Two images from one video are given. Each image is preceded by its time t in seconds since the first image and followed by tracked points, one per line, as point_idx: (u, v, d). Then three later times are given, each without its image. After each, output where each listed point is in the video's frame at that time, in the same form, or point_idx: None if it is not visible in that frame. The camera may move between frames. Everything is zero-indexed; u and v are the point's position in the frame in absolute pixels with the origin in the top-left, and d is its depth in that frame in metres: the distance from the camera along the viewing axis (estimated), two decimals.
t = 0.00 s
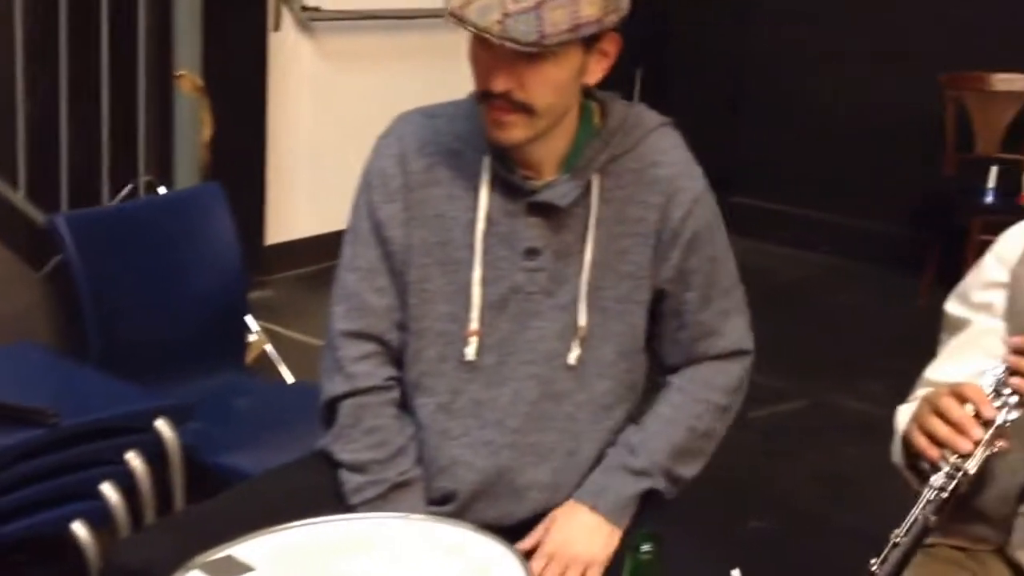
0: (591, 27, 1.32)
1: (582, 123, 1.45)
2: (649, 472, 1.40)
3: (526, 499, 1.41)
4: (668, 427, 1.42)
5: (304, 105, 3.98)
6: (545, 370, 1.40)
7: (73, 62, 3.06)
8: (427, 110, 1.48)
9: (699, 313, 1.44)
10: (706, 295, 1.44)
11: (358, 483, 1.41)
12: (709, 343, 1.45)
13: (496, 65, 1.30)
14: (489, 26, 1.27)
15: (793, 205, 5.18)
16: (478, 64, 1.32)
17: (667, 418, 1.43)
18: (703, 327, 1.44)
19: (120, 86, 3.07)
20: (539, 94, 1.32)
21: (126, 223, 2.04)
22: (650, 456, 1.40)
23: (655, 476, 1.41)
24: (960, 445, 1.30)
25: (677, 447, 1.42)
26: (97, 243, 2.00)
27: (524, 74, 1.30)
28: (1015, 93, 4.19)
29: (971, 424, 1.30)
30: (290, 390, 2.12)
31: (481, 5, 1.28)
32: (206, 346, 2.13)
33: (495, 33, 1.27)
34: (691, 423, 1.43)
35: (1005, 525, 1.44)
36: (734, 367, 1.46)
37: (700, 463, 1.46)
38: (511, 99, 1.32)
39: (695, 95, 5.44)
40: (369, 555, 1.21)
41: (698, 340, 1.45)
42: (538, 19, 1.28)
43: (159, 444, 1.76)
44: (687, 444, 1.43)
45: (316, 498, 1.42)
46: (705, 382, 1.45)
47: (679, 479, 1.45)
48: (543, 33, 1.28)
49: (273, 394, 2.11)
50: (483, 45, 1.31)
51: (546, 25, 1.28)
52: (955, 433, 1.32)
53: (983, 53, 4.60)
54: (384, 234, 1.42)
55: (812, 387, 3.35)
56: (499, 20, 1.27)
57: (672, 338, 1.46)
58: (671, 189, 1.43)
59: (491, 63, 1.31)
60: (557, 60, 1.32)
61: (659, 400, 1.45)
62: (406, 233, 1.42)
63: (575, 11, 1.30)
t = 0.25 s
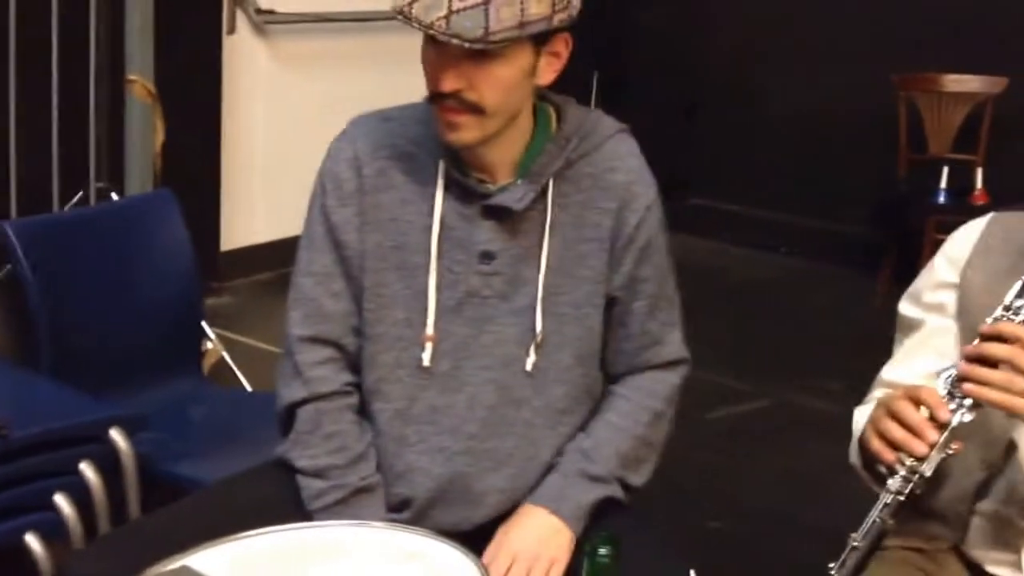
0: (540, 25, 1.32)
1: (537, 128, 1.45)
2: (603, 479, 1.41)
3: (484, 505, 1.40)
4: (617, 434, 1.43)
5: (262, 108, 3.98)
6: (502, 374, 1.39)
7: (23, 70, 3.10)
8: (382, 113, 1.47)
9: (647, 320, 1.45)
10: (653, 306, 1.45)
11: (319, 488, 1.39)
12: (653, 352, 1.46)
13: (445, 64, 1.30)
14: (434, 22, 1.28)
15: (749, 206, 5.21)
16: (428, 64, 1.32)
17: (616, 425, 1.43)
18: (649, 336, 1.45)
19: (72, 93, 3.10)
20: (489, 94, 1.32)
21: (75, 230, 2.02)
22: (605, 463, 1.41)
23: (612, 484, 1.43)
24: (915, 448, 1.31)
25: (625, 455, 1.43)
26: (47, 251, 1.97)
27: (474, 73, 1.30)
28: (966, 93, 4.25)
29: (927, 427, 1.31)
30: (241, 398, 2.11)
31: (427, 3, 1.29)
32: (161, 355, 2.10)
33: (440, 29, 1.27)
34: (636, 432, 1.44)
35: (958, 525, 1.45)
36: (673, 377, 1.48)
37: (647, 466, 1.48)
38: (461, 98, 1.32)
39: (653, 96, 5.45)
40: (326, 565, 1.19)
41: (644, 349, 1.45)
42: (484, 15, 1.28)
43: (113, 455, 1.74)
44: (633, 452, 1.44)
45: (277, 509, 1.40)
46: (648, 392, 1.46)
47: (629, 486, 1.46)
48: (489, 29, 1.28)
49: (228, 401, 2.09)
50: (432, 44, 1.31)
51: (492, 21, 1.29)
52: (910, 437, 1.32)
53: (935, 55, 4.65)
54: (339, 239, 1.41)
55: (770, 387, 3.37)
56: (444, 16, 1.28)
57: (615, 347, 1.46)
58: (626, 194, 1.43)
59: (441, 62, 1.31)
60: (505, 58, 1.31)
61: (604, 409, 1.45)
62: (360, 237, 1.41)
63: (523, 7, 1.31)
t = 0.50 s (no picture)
0: (499, 29, 1.31)
1: (493, 134, 1.44)
2: (573, 482, 1.41)
3: (447, 511, 1.39)
4: (590, 435, 1.43)
5: (220, 114, 3.98)
6: (462, 381, 1.39)
7: None
8: (337, 120, 1.46)
9: (613, 321, 1.45)
10: (621, 305, 1.45)
11: (277, 498, 1.38)
12: (625, 351, 1.46)
13: (407, 71, 1.29)
14: (396, 29, 1.25)
15: (710, 208, 5.25)
16: (387, 71, 1.31)
17: (591, 425, 1.44)
18: (620, 334, 1.45)
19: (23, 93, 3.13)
20: (450, 101, 1.31)
21: (28, 239, 1.98)
22: (575, 466, 1.40)
23: (581, 486, 1.42)
24: (862, 442, 1.32)
25: (598, 456, 1.43)
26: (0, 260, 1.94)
27: (436, 80, 1.30)
28: (922, 97, 4.29)
29: (874, 422, 1.32)
30: (202, 406, 2.09)
31: (387, 7, 1.26)
32: (118, 364, 2.08)
33: (402, 36, 1.25)
34: (611, 432, 1.44)
35: (924, 526, 1.45)
36: (653, 375, 1.47)
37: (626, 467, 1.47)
38: (422, 105, 1.31)
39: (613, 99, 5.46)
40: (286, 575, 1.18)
41: (615, 348, 1.46)
42: (445, 21, 1.26)
43: (70, 464, 1.72)
44: (608, 453, 1.44)
45: (233, 520, 1.38)
46: (624, 390, 1.45)
47: (602, 488, 1.45)
48: (450, 35, 1.27)
49: (187, 411, 2.07)
50: (392, 49, 1.29)
51: (453, 26, 1.27)
52: (858, 432, 1.33)
53: (893, 58, 4.69)
54: (296, 245, 1.40)
55: (731, 390, 3.39)
56: (406, 23, 1.25)
57: (588, 347, 1.47)
58: (585, 197, 1.43)
59: (400, 68, 1.29)
60: (465, 65, 1.31)
61: (577, 411, 1.46)
62: (317, 244, 1.40)
63: (483, 12, 1.29)
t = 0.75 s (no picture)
0: (460, 35, 1.30)
1: (454, 137, 1.44)
2: (535, 493, 1.39)
3: (413, 518, 1.38)
4: (554, 446, 1.41)
5: (181, 121, 3.96)
6: (426, 387, 1.38)
7: None
8: (298, 126, 1.45)
9: (580, 324, 1.43)
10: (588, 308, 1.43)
11: (237, 509, 1.37)
12: (592, 355, 1.44)
13: (364, 75, 1.29)
14: (353, 34, 1.25)
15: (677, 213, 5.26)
16: (347, 77, 1.31)
17: (553, 436, 1.42)
18: (587, 339, 1.43)
19: None
20: (407, 106, 1.30)
21: None
22: (537, 476, 1.39)
23: (545, 497, 1.40)
24: (833, 448, 1.31)
25: (565, 467, 1.41)
26: None
27: (393, 84, 1.29)
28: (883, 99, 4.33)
29: (843, 427, 1.32)
30: (167, 415, 2.06)
31: (348, 11, 1.26)
32: (79, 375, 2.05)
33: (360, 42, 1.25)
34: (577, 440, 1.42)
35: (886, 526, 1.48)
36: (620, 381, 1.44)
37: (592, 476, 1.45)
38: (379, 109, 1.30)
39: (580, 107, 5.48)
40: None
41: (581, 352, 1.44)
42: (405, 26, 1.26)
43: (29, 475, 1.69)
44: (576, 462, 1.42)
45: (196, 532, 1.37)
46: (590, 398, 1.44)
47: (571, 497, 1.44)
48: (409, 40, 1.26)
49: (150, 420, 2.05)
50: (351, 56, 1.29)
51: (412, 33, 1.26)
52: (828, 437, 1.33)
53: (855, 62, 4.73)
54: (256, 250, 1.38)
55: (701, 394, 3.39)
56: (363, 28, 1.25)
57: (554, 353, 1.46)
58: (547, 200, 1.41)
59: (358, 73, 1.29)
60: (423, 71, 1.30)
61: (542, 419, 1.44)
62: (279, 250, 1.38)
63: (443, 17, 1.28)
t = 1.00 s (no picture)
0: (422, 42, 1.28)
1: (424, 145, 1.42)
2: (501, 488, 1.38)
3: (381, 527, 1.36)
4: (508, 444, 1.40)
5: (147, 126, 3.92)
6: (393, 394, 1.36)
7: None
8: (264, 131, 1.43)
9: (539, 331, 1.43)
10: (546, 314, 1.43)
11: (205, 519, 1.34)
12: (548, 359, 1.44)
13: (326, 83, 1.27)
14: (313, 44, 1.24)
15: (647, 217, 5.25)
16: (309, 85, 1.29)
17: (509, 436, 1.40)
18: (542, 345, 1.43)
19: None
20: (372, 113, 1.29)
21: None
22: (501, 471, 1.38)
23: (510, 493, 1.40)
24: (799, 447, 1.31)
25: (519, 464, 1.40)
26: None
27: (354, 92, 1.27)
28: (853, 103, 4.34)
29: (810, 427, 1.31)
30: (127, 428, 2.03)
31: (306, 23, 1.24)
32: (42, 385, 2.02)
33: (320, 52, 1.23)
34: (528, 439, 1.41)
35: (853, 526, 1.47)
36: (566, 384, 1.45)
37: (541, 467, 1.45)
38: (343, 117, 1.29)
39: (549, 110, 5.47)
40: None
41: (535, 359, 1.43)
42: (365, 36, 1.24)
43: None
44: (528, 458, 1.41)
45: (158, 544, 1.33)
46: (543, 400, 1.43)
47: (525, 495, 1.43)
48: (369, 50, 1.25)
49: (115, 430, 2.02)
50: (314, 65, 1.28)
51: (373, 41, 1.25)
52: (793, 436, 1.33)
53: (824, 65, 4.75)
54: (219, 257, 1.36)
55: (670, 398, 3.38)
56: (324, 38, 1.23)
57: (507, 360, 1.44)
58: (516, 208, 1.41)
59: (320, 83, 1.28)
60: (386, 77, 1.28)
61: (499, 420, 1.42)
62: (243, 257, 1.36)
63: (404, 25, 1.27)
